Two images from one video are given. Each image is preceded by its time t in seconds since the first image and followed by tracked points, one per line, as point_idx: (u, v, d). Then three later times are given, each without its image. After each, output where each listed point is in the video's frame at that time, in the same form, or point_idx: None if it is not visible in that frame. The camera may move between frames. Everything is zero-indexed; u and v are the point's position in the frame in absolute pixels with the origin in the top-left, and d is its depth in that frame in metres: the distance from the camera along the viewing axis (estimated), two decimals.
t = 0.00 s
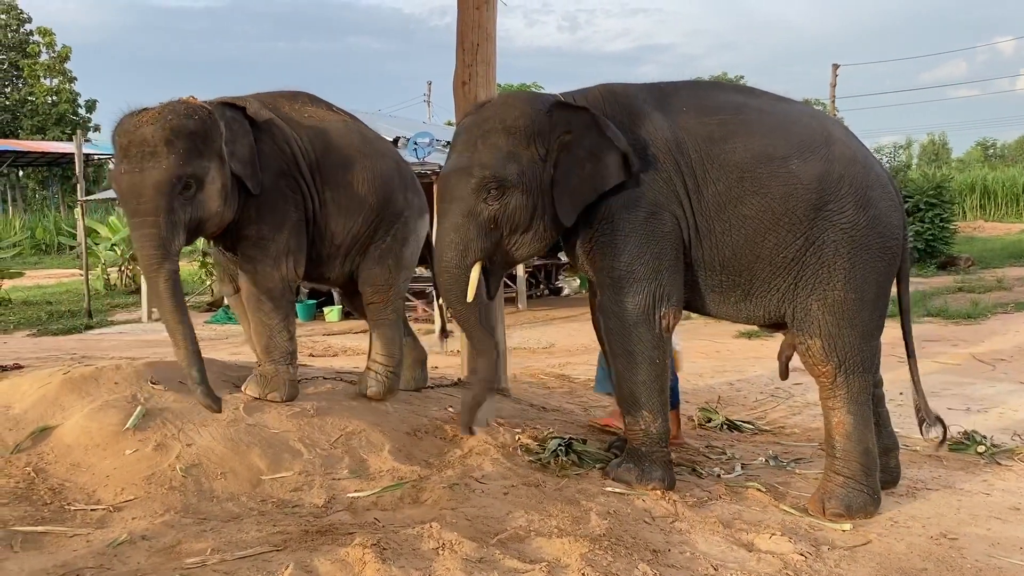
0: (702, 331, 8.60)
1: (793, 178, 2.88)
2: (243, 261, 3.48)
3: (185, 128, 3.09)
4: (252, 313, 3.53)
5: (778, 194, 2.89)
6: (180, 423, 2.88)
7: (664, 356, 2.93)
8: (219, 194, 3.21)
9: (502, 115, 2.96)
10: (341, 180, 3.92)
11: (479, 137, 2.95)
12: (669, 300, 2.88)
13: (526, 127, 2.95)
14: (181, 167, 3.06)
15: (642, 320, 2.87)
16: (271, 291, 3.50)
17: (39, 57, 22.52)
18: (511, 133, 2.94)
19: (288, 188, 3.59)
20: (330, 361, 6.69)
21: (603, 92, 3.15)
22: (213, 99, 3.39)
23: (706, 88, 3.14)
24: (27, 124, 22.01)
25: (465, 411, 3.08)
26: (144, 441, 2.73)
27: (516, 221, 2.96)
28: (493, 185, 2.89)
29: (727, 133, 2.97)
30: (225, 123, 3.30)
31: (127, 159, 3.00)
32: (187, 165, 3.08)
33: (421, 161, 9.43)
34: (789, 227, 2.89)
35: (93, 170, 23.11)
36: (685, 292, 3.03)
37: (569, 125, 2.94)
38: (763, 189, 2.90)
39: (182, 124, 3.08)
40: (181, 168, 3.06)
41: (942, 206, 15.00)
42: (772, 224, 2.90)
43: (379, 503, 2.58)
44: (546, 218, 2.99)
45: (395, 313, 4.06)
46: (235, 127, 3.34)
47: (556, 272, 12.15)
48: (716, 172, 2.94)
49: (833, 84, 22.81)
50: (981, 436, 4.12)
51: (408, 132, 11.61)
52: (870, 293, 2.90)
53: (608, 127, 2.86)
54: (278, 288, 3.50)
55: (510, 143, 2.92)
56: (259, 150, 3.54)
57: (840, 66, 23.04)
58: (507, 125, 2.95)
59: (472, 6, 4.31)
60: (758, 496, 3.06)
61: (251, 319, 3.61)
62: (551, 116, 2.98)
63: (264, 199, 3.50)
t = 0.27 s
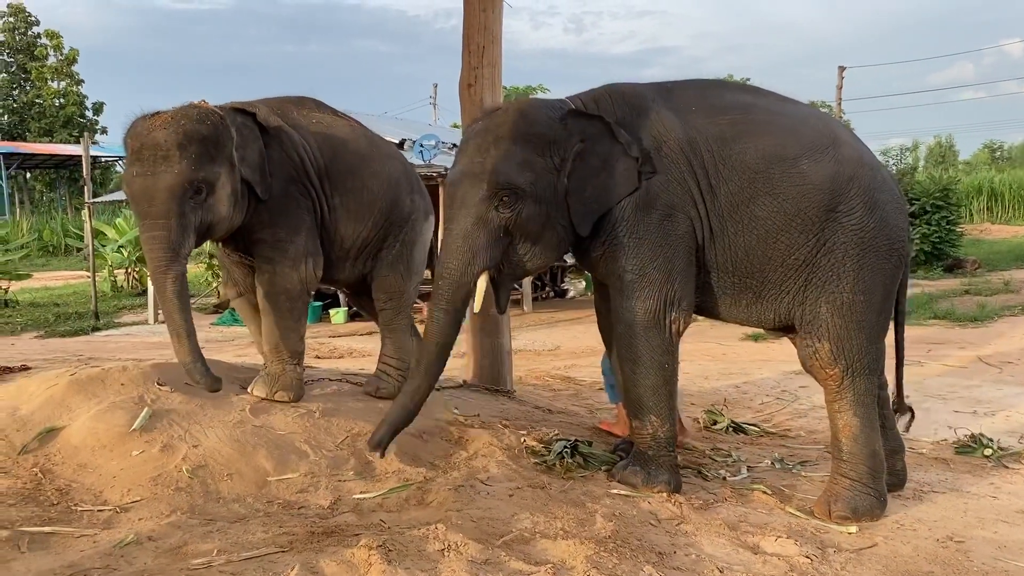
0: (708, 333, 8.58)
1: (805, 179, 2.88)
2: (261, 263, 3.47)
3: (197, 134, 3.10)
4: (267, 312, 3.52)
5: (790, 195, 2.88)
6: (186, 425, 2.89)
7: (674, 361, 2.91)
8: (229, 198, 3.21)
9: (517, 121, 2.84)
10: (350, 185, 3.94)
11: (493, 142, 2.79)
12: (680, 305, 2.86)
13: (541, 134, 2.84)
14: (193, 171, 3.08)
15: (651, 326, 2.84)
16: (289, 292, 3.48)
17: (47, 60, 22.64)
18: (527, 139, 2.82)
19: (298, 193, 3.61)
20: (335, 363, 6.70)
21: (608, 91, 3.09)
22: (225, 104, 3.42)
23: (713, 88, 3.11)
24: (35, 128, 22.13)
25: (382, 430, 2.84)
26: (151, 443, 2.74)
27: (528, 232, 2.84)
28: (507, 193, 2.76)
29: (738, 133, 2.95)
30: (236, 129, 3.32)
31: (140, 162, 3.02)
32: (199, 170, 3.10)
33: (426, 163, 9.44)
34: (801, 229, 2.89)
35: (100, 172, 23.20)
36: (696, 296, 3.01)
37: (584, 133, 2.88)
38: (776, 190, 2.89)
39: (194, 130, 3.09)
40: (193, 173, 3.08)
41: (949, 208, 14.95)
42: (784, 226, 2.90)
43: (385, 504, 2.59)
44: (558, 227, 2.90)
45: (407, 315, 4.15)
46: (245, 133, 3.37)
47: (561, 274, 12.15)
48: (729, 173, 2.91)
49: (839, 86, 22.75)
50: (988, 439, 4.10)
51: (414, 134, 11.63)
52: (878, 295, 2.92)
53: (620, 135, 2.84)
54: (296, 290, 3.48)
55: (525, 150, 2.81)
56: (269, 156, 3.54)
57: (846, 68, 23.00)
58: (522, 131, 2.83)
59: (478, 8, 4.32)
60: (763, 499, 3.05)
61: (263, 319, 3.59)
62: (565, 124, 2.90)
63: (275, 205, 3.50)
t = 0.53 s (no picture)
0: (713, 336, 8.57)
1: (818, 179, 2.86)
2: (278, 266, 3.51)
3: (212, 136, 3.18)
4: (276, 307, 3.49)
5: (804, 195, 2.87)
6: (191, 425, 2.90)
7: (680, 365, 2.91)
8: (242, 202, 3.27)
9: (523, 127, 2.82)
10: (359, 190, 3.96)
11: (496, 147, 2.78)
12: (688, 310, 2.84)
13: (545, 144, 2.82)
14: (207, 174, 3.15)
15: (658, 330, 2.83)
16: (306, 292, 3.50)
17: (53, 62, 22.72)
18: (532, 146, 2.81)
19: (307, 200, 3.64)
20: (340, 364, 6.70)
21: (620, 90, 3.06)
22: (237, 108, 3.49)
23: (720, 88, 3.10)
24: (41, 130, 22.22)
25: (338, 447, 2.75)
26: (156, 443, 2.74)
27: (528, 240, 2.83)
28: (507, 200, 2.75)
29: (750, 132, 2.93)
30: (251, 134, 3.37)
31: (155, 162, 3.09)
32: (213, 172, 3.17)
33: (431, 165, 9.44)
34: (813, 230, 2.88)
35: (105, 173, 23.28)
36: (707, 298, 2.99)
37: (591, 142, 2.82)
38: (789, 190, 2.87)
39: (211, 133, 3.18)
40: (207, 175, 3.15)
41: (954, 211, 14.89)
42: (797, 226, 2.89)
43: (389, 505, 2.58)
44: (558, 234, 2.88)
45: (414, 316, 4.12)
46: (259, 138, 3.39)
47: (565, 276, 12.15)
48: (742, 174, 2.89)
49: (844, 88, 22.70)
50: (994, 442, 4.09)
51: (418, 136, 11.63)
52: (884, 297, 2.94)
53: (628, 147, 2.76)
54: (313, 291, 3.51)
55: (528, 156, 2.79)
56: (281, 163, 3.59)
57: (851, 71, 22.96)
58: (528, 138, 2.81)
59: (483, 10, 4.33)
60: (768, 501, 3.05)
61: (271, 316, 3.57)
62: (572, 132, 2.86)
63: (285, 211, 3.53)
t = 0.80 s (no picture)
0: (716, 339, 8.56)
1: (829, 183, 2.86)
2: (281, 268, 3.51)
3: (230, 137, 3.16)
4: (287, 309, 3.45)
5: (815, 199, 2.86)
6: (195, 427, 2.91)
7: (682, 369, 2.91)
8: (257, 203, 3.27)
9: (526, 131, 2.83)
10: (363, 195, 4.00)
11: (498, 150, 2.78)
12: (693, 316, 2.83)
13: (548, 146, 2.83)
14: (227, 174, 3.13)
15: (663, 335, 2.83)
16: (316, 293, 3.51)
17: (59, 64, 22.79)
18: (534, 150, 2.81)
19: (312, 204, 3.66)
20: (344, 366, 6.71)
21: (626, 91, 3.05)
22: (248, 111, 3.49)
23: (728, 90, 3.09)
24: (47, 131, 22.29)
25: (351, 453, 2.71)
26: (160, 444, 2.75)
27: (528, 245, 2.83)
28: (508, 203, 2.74)
29: (760, 134, 2.93)
30: (263, 137, 3.37)
31: (173, 162, 3.05)
32: (232, 172, 3.15)
33: (435, 167, 9.46)
34: (823, 234, 2.87)
35: (110, 175, 23.34)
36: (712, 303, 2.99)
37: (595, 146, 2.81)
38: (800, 194, 2.87)
39: (228, 134, 3.16)
40: (227, 175, 3.13)
41: (959, 214, 14.86)
42: (808, 231, 2.88)
43: (392, 507, 2.59)
44: (559, 239, 2.87)
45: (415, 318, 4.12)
46: (271, 142, 3.41)
47: (569, 278, 12.15)
48: (752, 177, 2.89)
49: (849, 90, 22.65)
50: (997, 446, 4.08)
51: (423, 138, 11.64)
52: (890, 301, 2.95)
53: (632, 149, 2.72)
54: (322, 293, 3.52)
55: (530, 160, 2.80)
56: (291, 167, 3.63)
57: (856, 73, 22.95)
58: (531, 142, 2.82)
59: (487, 13, 4.33)
60: (771, 504, 3.05)
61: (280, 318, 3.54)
62: (576, 137, 2.85)
63: (292, 214, 3.55)
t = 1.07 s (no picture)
0: (718, 342, 8.55)
1: (836, 185, 2.85)
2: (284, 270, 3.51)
3: (240, 137, 3.16)
4: (297, 314, 3.45)
5: (821, 201, 2.85)
6: (197, 428, 2.91)
7: (684, 375, 2.91)
8: (267, 204, 3.28)
9: (532, 134, 2.82)
10: (366, 197, 4.00)
11: (504, 154, 2.77)
12: (695, 322, 2.83)
13: (557, 150, 2.81)
14: (239, 175, 3.13)
15: (665, 341, 2.83)
16: (320, 296, 3.51)
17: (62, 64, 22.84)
18: (541, 153, 2.80)
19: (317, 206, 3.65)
20: (345, 368, 6.71)
21: (631, 93, 3.04)
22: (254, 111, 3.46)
23: (732, 91, 3.09)
24: (50, 131, 22.33)
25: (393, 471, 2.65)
26: (161, 446, 2.75)
27: (533, 249, 2.83)
28: (514, 208, 2.74)
29: (767, 137, 2.92)
30: (272, 138, 3.36)
31: (184, 163, 3.04)
32: (243, 173, 3.15)
33: (437, 169, 9.46)
34: (829, 237, 2.87)
35: (112, 175, 23.38)
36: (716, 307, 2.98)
37: (602, 150, 2.79)
38: (807, 196, 2.86)
39: (239, 134, 3.16)
40: (239, 176, 3.13)
41: (961, 218, 14.84)
42: (814, 234, 2.87)
43: (393, 509, 2.59)
44: (565, 244, 2.86)
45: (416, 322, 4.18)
46: (280, 141, 3.40)
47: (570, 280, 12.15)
48: (759, 179, 2.88)
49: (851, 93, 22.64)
50: (999, 450, 4.07)
51: (425, 140, 11.64)
52: (894, 305, 2.95)
53: (639, 153, 2.72)
54: (325, 296, 3.52)
55: (537, 164, 2.79)
56: (297, 166, 3.60)
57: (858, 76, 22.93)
58: (537, 145, 2.81)
59: (490, 16, 4.33)
60: (772, 508, 3.04)
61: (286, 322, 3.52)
62: (583, 140, 2.83)
63: (298, 215, 3.53)
